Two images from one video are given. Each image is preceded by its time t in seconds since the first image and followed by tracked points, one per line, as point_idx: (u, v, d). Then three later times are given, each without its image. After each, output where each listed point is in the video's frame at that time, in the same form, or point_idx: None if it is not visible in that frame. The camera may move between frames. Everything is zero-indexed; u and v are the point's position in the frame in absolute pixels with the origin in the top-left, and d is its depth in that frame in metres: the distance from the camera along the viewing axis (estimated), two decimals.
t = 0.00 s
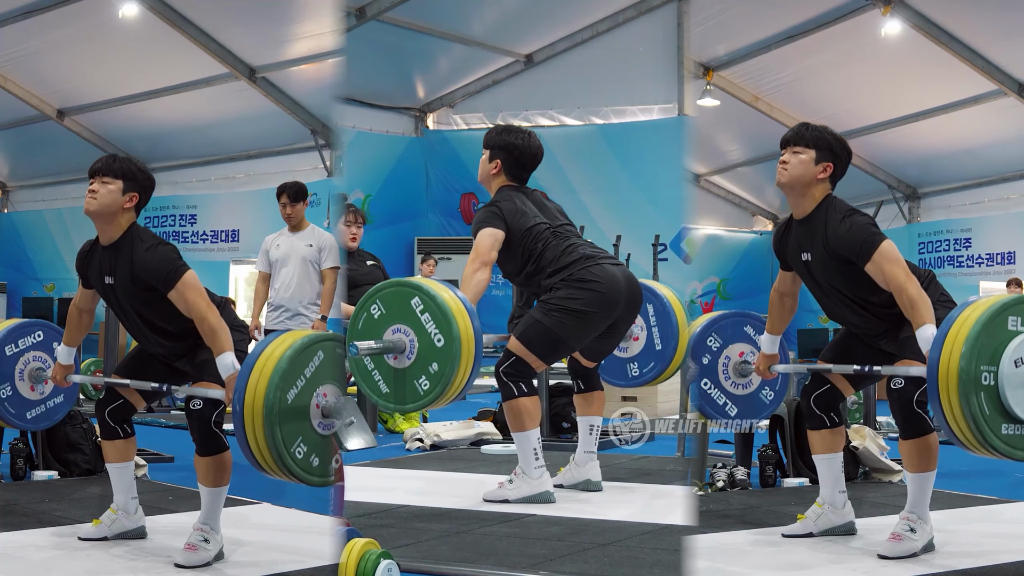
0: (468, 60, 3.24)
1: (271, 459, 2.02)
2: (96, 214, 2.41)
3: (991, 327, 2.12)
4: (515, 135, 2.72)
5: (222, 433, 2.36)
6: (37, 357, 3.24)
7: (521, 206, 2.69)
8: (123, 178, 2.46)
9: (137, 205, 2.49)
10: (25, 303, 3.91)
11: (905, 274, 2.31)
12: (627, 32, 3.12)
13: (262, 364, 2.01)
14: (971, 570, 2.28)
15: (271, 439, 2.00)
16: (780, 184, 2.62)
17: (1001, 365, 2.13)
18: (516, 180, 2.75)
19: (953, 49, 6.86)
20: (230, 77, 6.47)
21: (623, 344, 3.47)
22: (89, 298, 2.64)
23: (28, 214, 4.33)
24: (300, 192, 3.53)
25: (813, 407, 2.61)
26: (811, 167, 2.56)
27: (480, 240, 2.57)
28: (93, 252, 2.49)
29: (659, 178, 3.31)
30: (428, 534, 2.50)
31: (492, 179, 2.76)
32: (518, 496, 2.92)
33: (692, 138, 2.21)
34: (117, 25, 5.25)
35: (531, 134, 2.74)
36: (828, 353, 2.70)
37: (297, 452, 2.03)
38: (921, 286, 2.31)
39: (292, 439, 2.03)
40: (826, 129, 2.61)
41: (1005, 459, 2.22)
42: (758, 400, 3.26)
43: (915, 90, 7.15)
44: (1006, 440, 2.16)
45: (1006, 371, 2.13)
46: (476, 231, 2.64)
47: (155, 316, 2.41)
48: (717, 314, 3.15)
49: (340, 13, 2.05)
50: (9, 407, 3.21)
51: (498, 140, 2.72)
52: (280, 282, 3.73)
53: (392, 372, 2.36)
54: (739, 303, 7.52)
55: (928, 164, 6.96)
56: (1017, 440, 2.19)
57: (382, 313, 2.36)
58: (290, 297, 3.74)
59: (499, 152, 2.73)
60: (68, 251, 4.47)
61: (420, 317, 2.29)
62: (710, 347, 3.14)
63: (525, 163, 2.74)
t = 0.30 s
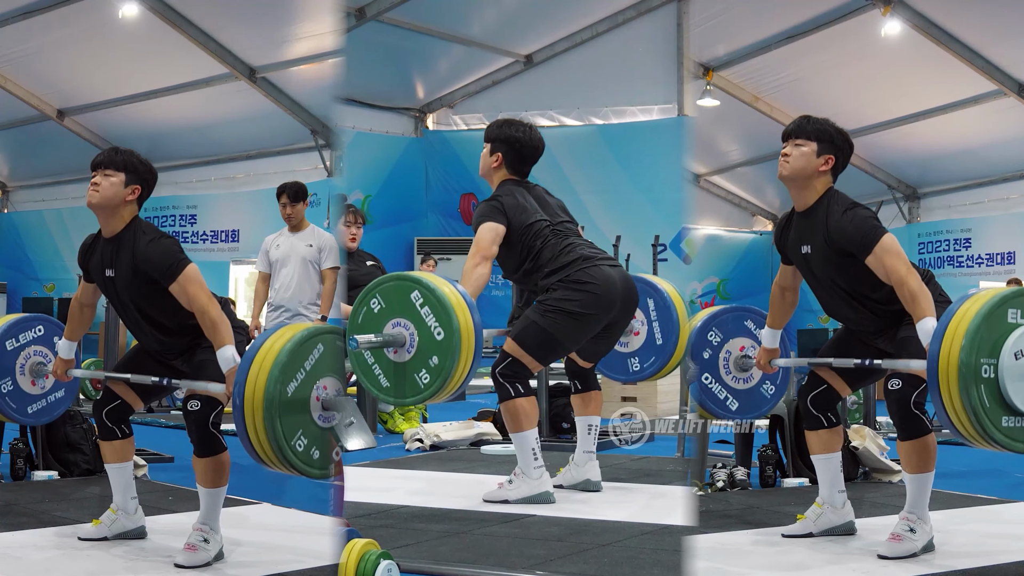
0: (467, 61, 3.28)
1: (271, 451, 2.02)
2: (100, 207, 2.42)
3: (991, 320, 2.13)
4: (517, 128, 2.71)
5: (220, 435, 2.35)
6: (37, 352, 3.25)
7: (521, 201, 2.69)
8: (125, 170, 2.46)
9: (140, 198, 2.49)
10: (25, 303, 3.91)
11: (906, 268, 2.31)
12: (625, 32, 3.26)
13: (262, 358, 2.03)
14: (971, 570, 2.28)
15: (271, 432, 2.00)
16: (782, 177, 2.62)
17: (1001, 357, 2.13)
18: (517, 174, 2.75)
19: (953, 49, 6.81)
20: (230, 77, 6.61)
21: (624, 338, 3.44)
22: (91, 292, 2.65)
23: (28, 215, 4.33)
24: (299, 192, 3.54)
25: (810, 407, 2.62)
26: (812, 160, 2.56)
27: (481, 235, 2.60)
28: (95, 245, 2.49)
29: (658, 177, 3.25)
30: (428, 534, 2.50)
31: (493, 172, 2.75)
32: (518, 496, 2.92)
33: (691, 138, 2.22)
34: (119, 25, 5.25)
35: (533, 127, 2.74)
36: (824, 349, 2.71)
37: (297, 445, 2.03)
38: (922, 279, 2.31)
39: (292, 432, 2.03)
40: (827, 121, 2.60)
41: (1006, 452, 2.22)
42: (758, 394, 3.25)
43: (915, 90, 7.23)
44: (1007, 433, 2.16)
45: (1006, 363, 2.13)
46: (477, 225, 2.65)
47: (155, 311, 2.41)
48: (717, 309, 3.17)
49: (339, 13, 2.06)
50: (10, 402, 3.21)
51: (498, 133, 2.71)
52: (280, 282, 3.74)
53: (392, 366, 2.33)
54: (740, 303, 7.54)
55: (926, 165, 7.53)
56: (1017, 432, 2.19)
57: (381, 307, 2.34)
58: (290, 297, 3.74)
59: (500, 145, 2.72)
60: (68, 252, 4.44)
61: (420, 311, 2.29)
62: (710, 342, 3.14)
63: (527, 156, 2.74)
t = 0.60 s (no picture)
0: (467, 62, 3.14)
1: (271, 444, 2.03)
2: (102, 199, 2.44)
3: (990, 312, 2.13)
4: (520, 120, 2.69)
5: (216, 435, 2.34)
6: (38, 346, 3.24)
7: (523, 196, 2.68)
8: (128, 163, 2.49)
9: (142, 190, 2.52)
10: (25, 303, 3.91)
11: (908, 261, 2.32)
12: (625, 33, 3.26)
13: (261, 351, 2.03)
14: (971, 570, 2.28)
15: (271, 425, 2.00)
16: (785, 170, 2.62)
17: (1001, 350, 2.13)
18: (519, 167, 2.73)
19: (953, 49, 6.79)
20: (230, 77, 6.41)
21: (624, 333, 3.43)
22: (93, 286, 2.65)
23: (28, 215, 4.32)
24: (300, 192, 3.60)
25: (806, 408, 2.61)
26: (814, 152, 2.57)
27: (484, 229, 2.57)
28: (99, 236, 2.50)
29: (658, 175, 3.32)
30: (427, 535, 2.50)
31: (496, 165, 2.73)
32: (518, 496, 2.92)
33: (691, 138, 2.22)
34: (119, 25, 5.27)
35: (536, 120, 2.73)
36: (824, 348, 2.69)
37: (298, 438, 2.04)
38: (923, 272, 2.31)
39: (292, 425, 2.03)
40: (829, 114, 2.60)
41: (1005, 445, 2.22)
42: (758, 388, 3.26)
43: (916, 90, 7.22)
44: (1007, 425, 2.17)
45: (1005, 356, 2.13)
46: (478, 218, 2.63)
47: (154, 305, 2.40)
48: (717, 304, 3.17)
49: (339, 13, 2.07)
50: (11, 397, 3.20)
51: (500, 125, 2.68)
52: (280, 283, 3.75)
53: (392, 360, 2.31)
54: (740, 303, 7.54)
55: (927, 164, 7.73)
56: (1018, 424, 2.19)
57: (381, 301, 2.33)
58: (290, 297, 3.74)
59: (502, 139, 2.69)
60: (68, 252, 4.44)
61: (419, 304, 2.29)
62: (712, 336, 3.14)
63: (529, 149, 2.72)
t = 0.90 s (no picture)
0: (466, 62, 3.19)
1: (271, 436, 2.03)
2: (106, 191, 2.44)
3: (990, 305, 2.13)
4: (523, 113, 2.72)
5: (213, 437, 2.34)
6: (40, 340, 3.27)
7: (524, 191, 2.70)
8: (131, 155, 2.48)
9: (146, 182, 2.51)
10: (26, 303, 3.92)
11: (909, 254, 2.31)
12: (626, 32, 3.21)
13: (261, 344, 2.02)
14: (971, 569, 2.28)
15: (271, 417, 2.01)
16: (787, 163, 2.64)
17: (1001, 342, 2.14)
18: (521, 160, 2.76)
19: (953, 49, 6.80)
20: (230, 77, 6.42)
21: (624, 328, 3.45)
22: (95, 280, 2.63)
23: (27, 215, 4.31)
24: (300, 192, 3.60)
25: (802, 409, 2.60)
26: (817, 145, 2.58)
27: (485, 224, 2.60)
28: (102, 229, 2.51)
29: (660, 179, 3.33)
30: (427, 535, 2.50)
31: (498, 158, 2.76)
32: (518, 496, 2.92)
33: (691, 139, 2.22)
34: (117, 25, 5.16)
35: (538, 114, 2.74)
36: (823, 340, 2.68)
37: (298, 430, 2.03)
38: (924, 265, 2.31)
39: (292, 418, 2.03)
40: (832, 107, 2.61)
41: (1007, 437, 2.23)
42: (759, 382, 3.26)
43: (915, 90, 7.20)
44: (1008, 418, 2.17)
45: (1006, 348, 2.14)
46: (480, 212, 2.65)
47: (155, 298, 2.40)
48: (718, 298, 3.17)
49: (340, 14, 2.09)
50: (13, 391, 3.21)
51: (503, 118, 2.72)
52: (280, 283, 3.76)
53: (392, 353, 2.30)
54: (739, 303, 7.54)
55: (926, 165, 7.69)
56: (1019, 417, 2.19)
57: (381, 295, 2.33)
58: (290, 298, 3.75)
59: (504, 131, 2.73)
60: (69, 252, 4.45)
61: (419, 298, 2.29)
62: (712, 331, 3.14)
63: (531, 141, 2.74)
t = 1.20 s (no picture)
0: (465, 63, 3.18)
1: (272, 428, 2.04)
2: (109, 184, 2.45)
3: (990, 297, 2.14)
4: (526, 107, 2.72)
5: (209, 437, 2.34)
6: (41, 334, 3.27)
7: (528, 185, 2.70)
8: (134, 148, 2.48)
9: (150, 175, 2.52)
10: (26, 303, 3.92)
11: (911, 247, 2.32)
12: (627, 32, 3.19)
13: (260, 337, 2.02)
14: (970, 569, 2.28)
15: (272, 409, 2.01)
16: (791, 155, 2.65)
17: (1001, 334, 2.15)
18: (525, 152, 2.77)
19: (952, 49, 6.88)
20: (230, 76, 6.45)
21: (625, 322, 3.45)
22: (98, 274, 2.70)
23: (28, 214, 4.32)
24: (300, 193, 3.61)
25: (797, 410, 2.60)
26: (820, 137, 2.59)
27: (488, 218, 2.58)
28: (106, 221, 2.52)
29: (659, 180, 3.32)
30: (426, 536, 2.49)
31: (501, 151, 2.77)
32: (518, 496, 2.93)
33: (691, 139, 2.23)
34: (118, 25, 5.30)
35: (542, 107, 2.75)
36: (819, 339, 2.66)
37: (298, 422, 2.05)
38: (926, 258, 2.32)
39: (292, 410, 2.05)
40: (834, 99, 2.62)
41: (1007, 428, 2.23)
42: (761, 376, 3.23)
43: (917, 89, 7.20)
44: (1007, 409, 2.18)
45: (1005, 340, 2.15)
46: (483, 206, 2.63)
47: (155, 290, 2.41)
48: (719, 292, 3.21)
49: (339, 15, 2.11)
50: (14, 384, 3.23)
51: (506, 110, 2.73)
52: (280, 283, 3.77)
53: (391, 346, 2.32)
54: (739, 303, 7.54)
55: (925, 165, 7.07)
56: (1019, 409, 2.21)
57: (381, 288, 2.33)
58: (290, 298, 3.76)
59: (508, 124, 2.74)
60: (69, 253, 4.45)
61: (419, 291, 2.29)
62: (713, 325, 3.17)
63: (535, 133, 2.75)
